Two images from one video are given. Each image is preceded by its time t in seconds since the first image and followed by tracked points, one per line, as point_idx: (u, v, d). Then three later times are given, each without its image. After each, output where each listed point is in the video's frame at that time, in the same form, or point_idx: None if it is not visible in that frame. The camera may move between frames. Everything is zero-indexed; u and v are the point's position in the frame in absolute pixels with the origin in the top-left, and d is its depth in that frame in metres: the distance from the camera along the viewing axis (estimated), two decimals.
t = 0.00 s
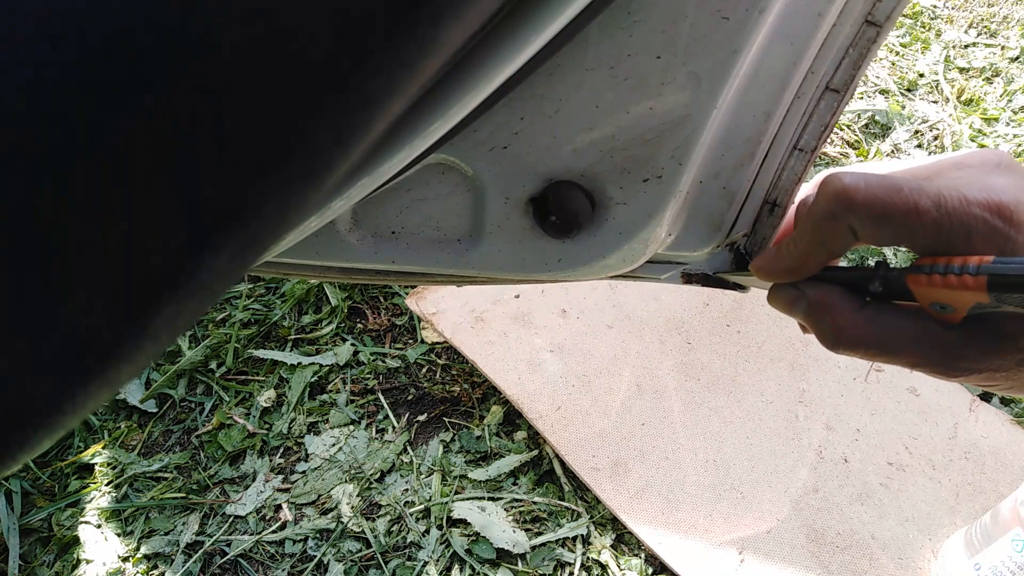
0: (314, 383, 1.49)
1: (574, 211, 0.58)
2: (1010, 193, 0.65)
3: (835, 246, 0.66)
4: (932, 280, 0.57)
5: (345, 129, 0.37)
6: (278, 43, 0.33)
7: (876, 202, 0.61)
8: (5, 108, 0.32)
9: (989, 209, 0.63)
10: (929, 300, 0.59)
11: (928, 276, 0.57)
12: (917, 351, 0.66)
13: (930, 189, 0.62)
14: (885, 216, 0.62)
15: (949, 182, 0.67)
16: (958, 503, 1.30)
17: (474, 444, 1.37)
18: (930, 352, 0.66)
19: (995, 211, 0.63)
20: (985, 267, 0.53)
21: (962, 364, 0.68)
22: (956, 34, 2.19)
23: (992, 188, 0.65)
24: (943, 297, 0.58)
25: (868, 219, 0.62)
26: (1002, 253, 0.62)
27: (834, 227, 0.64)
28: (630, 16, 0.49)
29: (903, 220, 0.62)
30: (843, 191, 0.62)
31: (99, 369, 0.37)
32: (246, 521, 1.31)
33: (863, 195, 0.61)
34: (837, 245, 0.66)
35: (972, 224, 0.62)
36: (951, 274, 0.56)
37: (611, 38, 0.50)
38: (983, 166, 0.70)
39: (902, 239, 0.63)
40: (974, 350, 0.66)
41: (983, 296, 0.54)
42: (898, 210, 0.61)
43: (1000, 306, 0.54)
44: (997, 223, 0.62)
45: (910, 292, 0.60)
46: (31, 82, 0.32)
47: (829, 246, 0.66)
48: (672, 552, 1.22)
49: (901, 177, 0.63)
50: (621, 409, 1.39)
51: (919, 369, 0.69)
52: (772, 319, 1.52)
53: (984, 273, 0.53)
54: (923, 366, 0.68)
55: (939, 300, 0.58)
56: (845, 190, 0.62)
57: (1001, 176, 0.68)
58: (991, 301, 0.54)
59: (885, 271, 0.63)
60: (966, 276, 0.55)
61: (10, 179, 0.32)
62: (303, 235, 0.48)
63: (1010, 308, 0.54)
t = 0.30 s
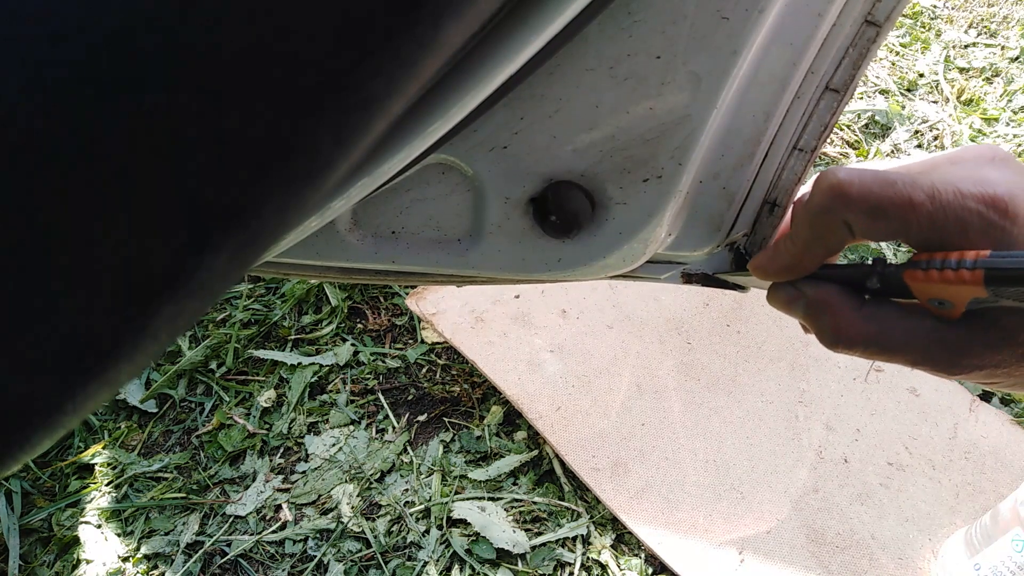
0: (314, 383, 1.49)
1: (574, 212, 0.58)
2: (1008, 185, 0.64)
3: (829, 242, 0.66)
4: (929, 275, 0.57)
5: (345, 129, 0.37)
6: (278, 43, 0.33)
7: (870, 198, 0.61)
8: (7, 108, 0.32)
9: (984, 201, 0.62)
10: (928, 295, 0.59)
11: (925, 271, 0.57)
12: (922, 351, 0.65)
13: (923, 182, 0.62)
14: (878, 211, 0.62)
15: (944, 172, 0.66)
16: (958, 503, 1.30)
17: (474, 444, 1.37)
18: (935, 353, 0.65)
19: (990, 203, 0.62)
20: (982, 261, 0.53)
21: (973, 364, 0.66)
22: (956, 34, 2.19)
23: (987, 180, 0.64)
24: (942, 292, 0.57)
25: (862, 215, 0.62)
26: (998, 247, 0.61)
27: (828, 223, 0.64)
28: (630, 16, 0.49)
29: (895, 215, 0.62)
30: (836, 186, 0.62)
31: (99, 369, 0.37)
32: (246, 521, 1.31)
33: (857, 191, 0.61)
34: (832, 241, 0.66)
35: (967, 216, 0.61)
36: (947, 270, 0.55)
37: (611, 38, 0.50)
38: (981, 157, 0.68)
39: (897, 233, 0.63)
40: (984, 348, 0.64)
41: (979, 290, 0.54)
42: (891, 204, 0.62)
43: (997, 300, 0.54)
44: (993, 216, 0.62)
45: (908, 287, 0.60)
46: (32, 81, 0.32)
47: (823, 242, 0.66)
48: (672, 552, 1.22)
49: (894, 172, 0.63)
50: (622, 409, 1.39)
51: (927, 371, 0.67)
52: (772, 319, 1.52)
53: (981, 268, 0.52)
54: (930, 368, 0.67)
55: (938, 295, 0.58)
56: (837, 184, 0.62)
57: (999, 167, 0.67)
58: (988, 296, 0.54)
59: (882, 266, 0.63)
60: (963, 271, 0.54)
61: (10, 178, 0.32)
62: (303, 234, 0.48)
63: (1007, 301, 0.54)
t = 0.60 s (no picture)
0: (314, 383, 1.49)
1: (574, 211, 0.58)
2: (1002, 163, 0.64)
3: (828, 234, 0.66)
4: (928, 258, 0.57)
5: (345, 129, 0.37)
6: (279, 43, 0.33)
7: (862, 186, 0.62)
8: (6, 107, 0.32)
9: (980, 182, 0.62)
10: (930, 278, 0.59)
11: (925, 253, 0.57)
12: (924, 340, 0.64)
13: (916, 168, 0.62)
14: (872, 199, 0.62)
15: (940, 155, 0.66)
16: (958, 503, 1.30)
17: (474, 444, 1.37)
18: (938, 341, 0.64)
19: (986, 183, 0.62)
20: (979, 240, 0.53)
21: (978, 349, 0.65)
22: (955, 34, 2.19)
23: (981, 160, 0.64)
24: (943, 273, 0.57)
25: (857, 203, 0.63)
26: (998, 227, 0.61)
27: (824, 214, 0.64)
28: (631, 16, 0.49)
29: (890, 202, 0.62)
30: (829, 177, 0.62)
31: (99, 368, 0.37)
32: (246, 521, 1.31)
33: (848, 179, 0.62)
34: (830, 233, 0.66)
35: (963, 198, 0.61)
36: (946, 251, 0.55)
37: (611, 37, 0.50)
38: (974, 138, 0.68)
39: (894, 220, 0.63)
40: (990, 332, 0.63)
41: (979, 270, 0.54)
42: (885, 191, 0.62)
43: (998, 279, 0.54)
44: (990, 195, 0.62)
45: (909, 271, 0.61)
46: (32, 81, 0.32)
47: (822, 233, 0.65)
48: (672, 552, 1.22)
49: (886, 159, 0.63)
50: (621, 409, 1.39)
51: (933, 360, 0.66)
52: (772, 319, 1.52)
53: (978, 247, 0.52)
54: (936, 358, 0.65)
55: (940, 277, 0.58)
56: (829, 175, 0.62)
57: (995, 148, 0.66)
58: (987, 275, 0.54)
59: (881, 254, 0.63)
60: (961, 251, 0.54)
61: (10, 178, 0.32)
62: (304, 234, 0.48)
63: (1009, 280, 0.53)
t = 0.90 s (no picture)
0: (314, 383, 1.49)
1: (574, 213, 0.58)
2: (1004, 158, 0.64)
3: (830, 232, 0.65)
4: (929, 251, 0.57)
5: (345, 129, 0.37)
6: (279, 43, 0.33)
7: (864, 181, 0.62)
8: (5, 108, 0.32)
9: (982, 175, 0.62)
10: (931, 274, 0.59)
11: (925, 247, 0.57)
12: (928, 336, 0.63)
13: (918, 163, 0.62)
14: (875, 194, 0.62)
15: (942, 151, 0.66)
16: (958, 503, 1.30)
17: (474, 444, 1.37)
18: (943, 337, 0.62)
19: (989, 177, 0.62)
20: (979, 231, 0.53)
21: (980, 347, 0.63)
22: (955, 34, 2.19)
23: (984, 155, 0.64)
24: (944, 267, 0.57)
25: (859, 199, 0.62)
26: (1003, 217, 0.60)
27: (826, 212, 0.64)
28: (631, 16, 0.50)
29: (893, 197, 0.62)
30: (831, 173, 0.62)
31: (98, 369, 0.37)
32: (246, 521, 1.31)
33: (850, 175, 0.62)
34: (833, 230, 0.66)
35: (967, 191, 0.61)
36: (946, 243, 0.55)
37: (611, 38, 0.51)
38: (975, 134, 0.68)
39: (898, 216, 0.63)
40: (996, 325, 0.61)
41: (981, 261, 0.54)
42: (888, 187, 0.62)
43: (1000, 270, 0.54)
44: (993, 189, 0.61)
45: (910, 267, 0.60)
46: (33, 82, 0.32)
47: (825, 231, 0.65)
48: (672, 552, 1.22)
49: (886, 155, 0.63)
50: (621, 409, 1.39)
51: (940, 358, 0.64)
52: (772, 319, 1.52)
53: (978, 237, 0.52)
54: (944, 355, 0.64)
55: (940, 272, 0.58)
56: (832, 172, 0.62)
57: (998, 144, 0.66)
58: (989, 266, 0.53)
59: (881, 251, 0.63)
60: (961, 243, 0.54)
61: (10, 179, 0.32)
62: (303, 235, 0.48)
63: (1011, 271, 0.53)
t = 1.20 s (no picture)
0: (314, 383, 1.49)
1: (574, 212, 0.58)
2: (1008, 170, 0.64)
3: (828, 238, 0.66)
4: (926, 271, 0.56)
5: (345, 129, 0.37)
6: (279, 43, 0.33)
7: (867, 190, 0.62)
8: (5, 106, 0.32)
9: (983, 187, 0.63)
10: (927, 291, 0.58)
11: (921, 266, 0.56)
12: (930, 351, 0.63)
13: (921, 172, 0.63)
14: (877, 203, 0.63)
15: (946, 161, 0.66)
16: (958, 503, 1.30)
17: (474, 444, 1.37)
18: (945, 352, 0.63)
19: (990, 189, 0.63)
20: (978, 252, 0.52)
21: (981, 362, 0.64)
22: (955, 34, 2.19)
23: (988, 167, 0.64)
24: (941, 286, 0.56)
25: (861, 207, 0.63)
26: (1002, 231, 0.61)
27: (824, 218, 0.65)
28: (631, 16, 0.50)
29: (895, 206, 0.63)
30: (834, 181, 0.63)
31: (99, 369, 0.37)
32: (246, 521, 1.31)
33: (853, 184, 0.62)
34: (831, 236, 0.66)
35: (967, 203, 0.62)
36: (944, 263, 0.54)
37: (612, 38, 0.50)
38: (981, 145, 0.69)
39: (898, 225, 0.64)
40: (992, 342, 0.62)
41: (979, 281, 0.53)
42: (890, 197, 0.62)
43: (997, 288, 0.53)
44: (994, 201, 0.62)
45: (905, 285, 0.59)
46: (31, 80, 0.32)
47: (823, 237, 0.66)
48: (672, 552, 1.22)
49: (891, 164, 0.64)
50: (621, 409, 1.39)
51: (937, 372, 0.65)
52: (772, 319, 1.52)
53: (978, 258, 0.52)
54: (942, 369, 0.64)
55: (937, 290, 0.57)
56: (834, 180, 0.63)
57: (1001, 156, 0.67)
58: (987, 285, 0.53)
59: (877, 268, 0.61)
60: (959, 264, 0.53)
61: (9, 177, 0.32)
62: (303, 235, 0.48)
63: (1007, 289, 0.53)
